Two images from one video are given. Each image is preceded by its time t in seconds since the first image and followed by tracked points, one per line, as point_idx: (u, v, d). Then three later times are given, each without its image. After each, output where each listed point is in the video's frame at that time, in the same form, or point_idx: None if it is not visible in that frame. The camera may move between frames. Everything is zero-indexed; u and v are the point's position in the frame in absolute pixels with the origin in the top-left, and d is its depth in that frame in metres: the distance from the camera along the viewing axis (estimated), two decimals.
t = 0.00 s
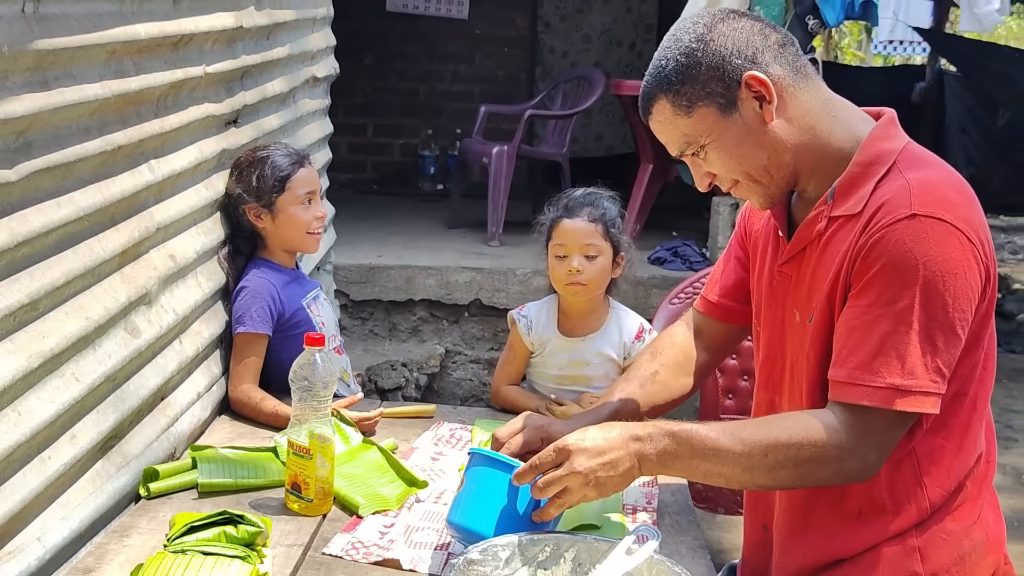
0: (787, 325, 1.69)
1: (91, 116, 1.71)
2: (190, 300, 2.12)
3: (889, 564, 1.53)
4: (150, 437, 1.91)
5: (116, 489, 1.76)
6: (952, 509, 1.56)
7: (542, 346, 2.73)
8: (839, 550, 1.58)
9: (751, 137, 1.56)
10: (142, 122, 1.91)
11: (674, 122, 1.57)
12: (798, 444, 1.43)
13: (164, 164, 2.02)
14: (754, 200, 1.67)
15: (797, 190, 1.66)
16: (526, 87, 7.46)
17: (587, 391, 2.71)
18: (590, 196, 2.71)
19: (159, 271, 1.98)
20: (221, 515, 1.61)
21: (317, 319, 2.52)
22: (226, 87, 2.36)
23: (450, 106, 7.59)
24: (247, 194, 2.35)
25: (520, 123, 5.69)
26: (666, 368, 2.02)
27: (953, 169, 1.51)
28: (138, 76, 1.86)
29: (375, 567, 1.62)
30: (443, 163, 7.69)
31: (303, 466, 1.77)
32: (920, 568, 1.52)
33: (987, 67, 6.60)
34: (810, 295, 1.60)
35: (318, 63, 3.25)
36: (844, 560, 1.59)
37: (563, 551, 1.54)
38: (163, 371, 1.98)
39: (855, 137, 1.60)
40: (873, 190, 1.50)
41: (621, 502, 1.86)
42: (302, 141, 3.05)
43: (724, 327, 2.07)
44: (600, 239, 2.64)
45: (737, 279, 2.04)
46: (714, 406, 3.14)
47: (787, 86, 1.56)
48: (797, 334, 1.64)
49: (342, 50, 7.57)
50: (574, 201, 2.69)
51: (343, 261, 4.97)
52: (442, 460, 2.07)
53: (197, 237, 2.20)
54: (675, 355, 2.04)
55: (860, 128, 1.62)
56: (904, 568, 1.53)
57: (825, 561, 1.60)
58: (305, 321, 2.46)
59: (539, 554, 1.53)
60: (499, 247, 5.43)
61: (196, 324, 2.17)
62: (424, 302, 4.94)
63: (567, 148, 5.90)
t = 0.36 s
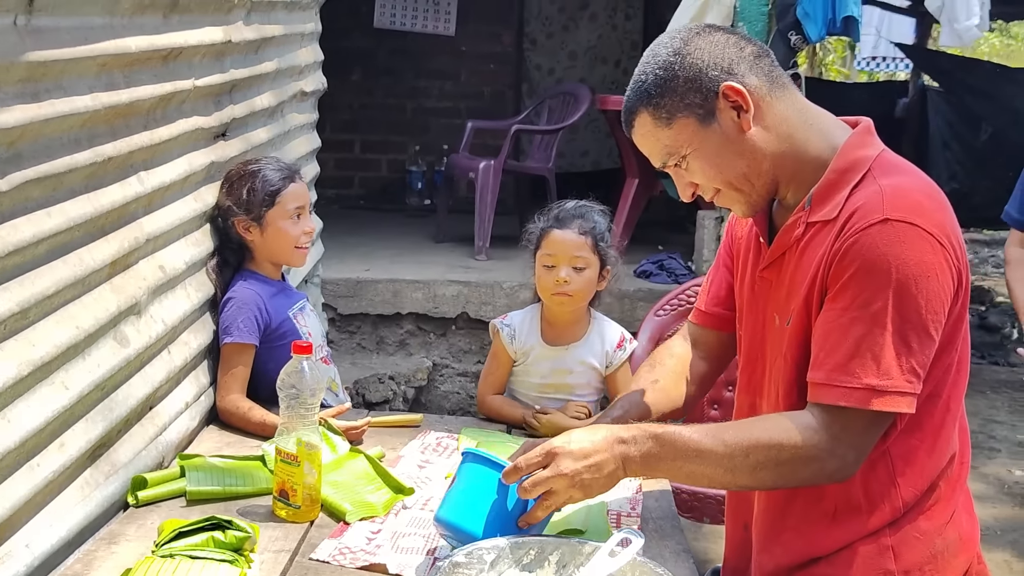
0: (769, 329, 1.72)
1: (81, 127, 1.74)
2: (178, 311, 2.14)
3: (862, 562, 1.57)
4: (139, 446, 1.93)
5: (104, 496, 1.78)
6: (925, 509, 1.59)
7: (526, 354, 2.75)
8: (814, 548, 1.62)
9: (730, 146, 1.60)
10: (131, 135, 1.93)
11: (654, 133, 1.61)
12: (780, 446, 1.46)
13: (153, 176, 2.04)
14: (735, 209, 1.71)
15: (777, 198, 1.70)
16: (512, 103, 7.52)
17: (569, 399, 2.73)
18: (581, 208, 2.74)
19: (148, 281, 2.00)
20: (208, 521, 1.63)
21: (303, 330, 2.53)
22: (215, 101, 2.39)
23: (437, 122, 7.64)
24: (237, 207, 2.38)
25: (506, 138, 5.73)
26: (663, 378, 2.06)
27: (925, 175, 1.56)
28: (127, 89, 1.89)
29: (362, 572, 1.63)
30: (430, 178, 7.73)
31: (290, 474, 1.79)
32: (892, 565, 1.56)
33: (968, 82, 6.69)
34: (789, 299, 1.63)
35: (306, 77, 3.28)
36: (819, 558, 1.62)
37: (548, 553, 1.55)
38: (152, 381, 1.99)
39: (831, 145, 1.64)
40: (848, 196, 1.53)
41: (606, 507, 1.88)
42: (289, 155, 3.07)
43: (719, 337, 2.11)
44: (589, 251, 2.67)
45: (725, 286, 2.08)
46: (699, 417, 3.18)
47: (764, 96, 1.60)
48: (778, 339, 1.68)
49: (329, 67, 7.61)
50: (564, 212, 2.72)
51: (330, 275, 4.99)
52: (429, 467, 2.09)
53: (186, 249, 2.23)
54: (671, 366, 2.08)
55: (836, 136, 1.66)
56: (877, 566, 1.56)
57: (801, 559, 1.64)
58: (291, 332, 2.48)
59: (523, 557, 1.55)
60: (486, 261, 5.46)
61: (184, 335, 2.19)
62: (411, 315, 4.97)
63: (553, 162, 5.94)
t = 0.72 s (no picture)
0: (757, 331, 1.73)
1: (70, 133, 1.75)
2: (168, 317, 2.15)
3: (850, 563, 1.58)
4: (128, 451, 1.93)
5: (92, 501, 1.78)
6: (912, 510, 1.60)
7: (510, 359, 2.75)
8: (802, 550, 1.63)
9: (718, 150, 1.61)
10: (120, 141, 1.94)
11: (643, 137, 1.62)
12: (771, 450, 1.47)
13: (142, 183, 2.05)
14: (723, 213, 1.72)
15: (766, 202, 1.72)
16: (504, 113, 7.55)
17: (553, 404, 2.74)
18: (569, 216, 2.77)
19: (137, 287, 2.01)
20: (197, 524, 1.64)
21: (292, 336, 2.54)
22: (204, 109, 2.40)
23: (429, 132, 7.66)
24: (227, 215, 2.39)
25: (497, 147, 5.75)
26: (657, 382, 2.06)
27: (911, 180, 1.57)
28: (116, 95, 1.90)
29: None
30: (422, 188, 7.74)
31: (278, 478, 1.80)
32: (879, 566, 1.57)
33: (957, 91, 6.74)
34: (778, 303, 1.64)
35: (297, 86, 3.30)
36: (807, 560, 1.63)
37: (534, 556, 1.56)
38: (140, 386, 2.00)
39: (819, 149, 1.66)
40: (836, 200, 1.55)
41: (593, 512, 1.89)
42: (280, 164, 3.09)
43: (711, 338, 2.13)
44: (577, 257, 2.70)
45: (715, 289, 2.09)
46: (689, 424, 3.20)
47: (751, 100, 1.62)
48: (766, 341, 1.69)
49: (321, 77, 7.63)
50: (553, 220, 2.74)
51: (321, 284, 4.99)
52: (417, 473, 2.10)
53: (176, 255, 2.24)
54: (665, 371, 2.08)
55: (823, 140, 1.67)
56: (864, 566, 1.58)
57: (789, 560, 1.65)
58: (278, 337, 2.48)
59: (509, 560, 1.55)
60: (477, 270, 5.47)
61: (173, 341, 2.20)
62: (403, 324, 4.97)
63: (544, 172, 5.96)
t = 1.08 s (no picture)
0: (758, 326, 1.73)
1: (67, 132, 1.75)
2: (166, 317, 2.15)
3: (846, 558, 1.58)
4: (126, 450, 1.93)
5: (90, 500, 1.78)
6: (909, 505, 1.60)
7: (508, 359, 2.75)
8: (799, 545, 1.63)
9: (719, 145, 1.62)
10: (117, 141, 1.94)
11: (645, 130, 1.64)
12: (771, 446, 1.47)
13: (140, 182, 2.05)
14: (724, 209, 1.73)
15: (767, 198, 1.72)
16: (502, 115, 7.56)
17: (552, 403, 2.75)
18: (564, 214, 2.77)
19: (135, 286, 2.01)
20: (194, 521, 1.64)
21: (291, 336, 2.55)
22: (202, 109, 2.40)
23: (427, 134, 7.66)
24: (224, 216, 2.39)
25: (495, 149, 5.75)
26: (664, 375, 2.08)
27: (911, 177, 1.57)
28: (113, 95, 1.89)
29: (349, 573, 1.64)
30: (419, 191, 7.75)
31: (277, 477, 1.80)
32: (875, 561, 1.57)
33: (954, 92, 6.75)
34: (778, 298, 1.64)
35: (294, 88, 3.30)
36: (803, 554, 1.64)
37: (533, 552, 1.56)
38: (138, 386, 2.00)
39: (820, 145, 1.66)
40: (836, 197, 1.55)
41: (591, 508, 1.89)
42: (278, 165, 3.09)
43: (719, 338, 2.13)
44: (573, 254, 2.69)
45: (720, 287, 2.10)
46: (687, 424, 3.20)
47: (753, 97, 1.62)
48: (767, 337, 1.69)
49: (319, 79, 7.64)
50: (548, 217, 2.75)
51: (319, 286, 4.99)
52: (416, 471, 2.10)
53: (174, 255, 2.24)
54: (669, 369, 2.10)
55: (825, 137, 1.68)
56: (860, 562, 1.58)
57: (786, 555, 1.65)
58: (277, 337, 2.48)
59: (508, 556, 1.55)
60: (475, 272, 5.47)
61: (171, 341, 2.20)
62: (401, 325, 4.97)
63: (542, 173, 5.97)
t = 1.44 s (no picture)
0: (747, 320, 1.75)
1: (69, 130, 1.76)
2: (167, 314, 2.17)
3: (829, 549, 1.60)
4: (128, 446, 1.95)
5: (93, 494, 1.80)
6: (893, 498, 1.62)
7: (507, 354, 2.77)
8: (784, 535, 1.66)
9: (705, 152, 1.65)
10: (118, 139, 1.95)
11: (633, 137, 1.68)
12: (748, 438, 1.50)
13: (141, 180, 2.06)
14: (714, 208, 1.77)
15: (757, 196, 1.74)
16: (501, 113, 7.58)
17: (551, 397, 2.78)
18: (559, 210, 2.77)
19: (136, 284, 2.02)
20: (196, 515, 1.65)
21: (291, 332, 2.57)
22: (201, 107, 2.41)
23: (426, 133, 7.68)
24: (225, 214, 2.41)
25: (494, 147, 5.77)
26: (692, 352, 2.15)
27: (896, 174, 1.58)
28: (113, 93, 1.91)
29: (349, 565, 1.65)
30: (419, 189, 7.77)
31: (277, 471, 1.81)
32: (858, 553, 1.59)
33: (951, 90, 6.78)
34: (762, 292, 1.66)
35: (294, 86, 3.32)
36: (789, 544, 1.66)
37: (531, 544, 1.57)
38: (140, 382, 2.02)
39: (808, 144, 1.67)
40: (816, 194, 1.56)
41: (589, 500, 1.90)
42: (277, 162, 3.11)
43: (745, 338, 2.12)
44: (568, 252, 2.71)
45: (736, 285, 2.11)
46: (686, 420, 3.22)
47: (741, 105, 1.63)
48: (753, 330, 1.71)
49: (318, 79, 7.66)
50: (542, 215, 2.74)
51: (320, 284, 5.00)
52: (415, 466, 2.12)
53: (175, 253, 2.25)
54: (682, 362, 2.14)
55: (813, 134, 1.68)
56: (844, 553, 1.60)
57: (773, 545, 1.68)
58: (277, 333, 2.50)
59: (506, 548, 1.56)
60: (475, 270, 5.49)
61: (172, 338, 2.22)
62: (401, 323, 4.99)
63: (541, 172, 5.99)
